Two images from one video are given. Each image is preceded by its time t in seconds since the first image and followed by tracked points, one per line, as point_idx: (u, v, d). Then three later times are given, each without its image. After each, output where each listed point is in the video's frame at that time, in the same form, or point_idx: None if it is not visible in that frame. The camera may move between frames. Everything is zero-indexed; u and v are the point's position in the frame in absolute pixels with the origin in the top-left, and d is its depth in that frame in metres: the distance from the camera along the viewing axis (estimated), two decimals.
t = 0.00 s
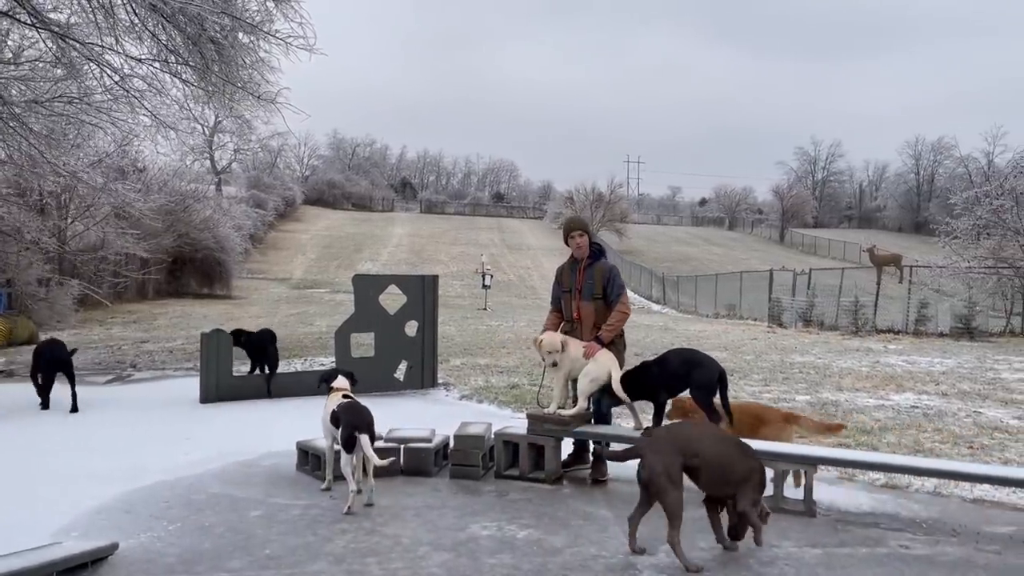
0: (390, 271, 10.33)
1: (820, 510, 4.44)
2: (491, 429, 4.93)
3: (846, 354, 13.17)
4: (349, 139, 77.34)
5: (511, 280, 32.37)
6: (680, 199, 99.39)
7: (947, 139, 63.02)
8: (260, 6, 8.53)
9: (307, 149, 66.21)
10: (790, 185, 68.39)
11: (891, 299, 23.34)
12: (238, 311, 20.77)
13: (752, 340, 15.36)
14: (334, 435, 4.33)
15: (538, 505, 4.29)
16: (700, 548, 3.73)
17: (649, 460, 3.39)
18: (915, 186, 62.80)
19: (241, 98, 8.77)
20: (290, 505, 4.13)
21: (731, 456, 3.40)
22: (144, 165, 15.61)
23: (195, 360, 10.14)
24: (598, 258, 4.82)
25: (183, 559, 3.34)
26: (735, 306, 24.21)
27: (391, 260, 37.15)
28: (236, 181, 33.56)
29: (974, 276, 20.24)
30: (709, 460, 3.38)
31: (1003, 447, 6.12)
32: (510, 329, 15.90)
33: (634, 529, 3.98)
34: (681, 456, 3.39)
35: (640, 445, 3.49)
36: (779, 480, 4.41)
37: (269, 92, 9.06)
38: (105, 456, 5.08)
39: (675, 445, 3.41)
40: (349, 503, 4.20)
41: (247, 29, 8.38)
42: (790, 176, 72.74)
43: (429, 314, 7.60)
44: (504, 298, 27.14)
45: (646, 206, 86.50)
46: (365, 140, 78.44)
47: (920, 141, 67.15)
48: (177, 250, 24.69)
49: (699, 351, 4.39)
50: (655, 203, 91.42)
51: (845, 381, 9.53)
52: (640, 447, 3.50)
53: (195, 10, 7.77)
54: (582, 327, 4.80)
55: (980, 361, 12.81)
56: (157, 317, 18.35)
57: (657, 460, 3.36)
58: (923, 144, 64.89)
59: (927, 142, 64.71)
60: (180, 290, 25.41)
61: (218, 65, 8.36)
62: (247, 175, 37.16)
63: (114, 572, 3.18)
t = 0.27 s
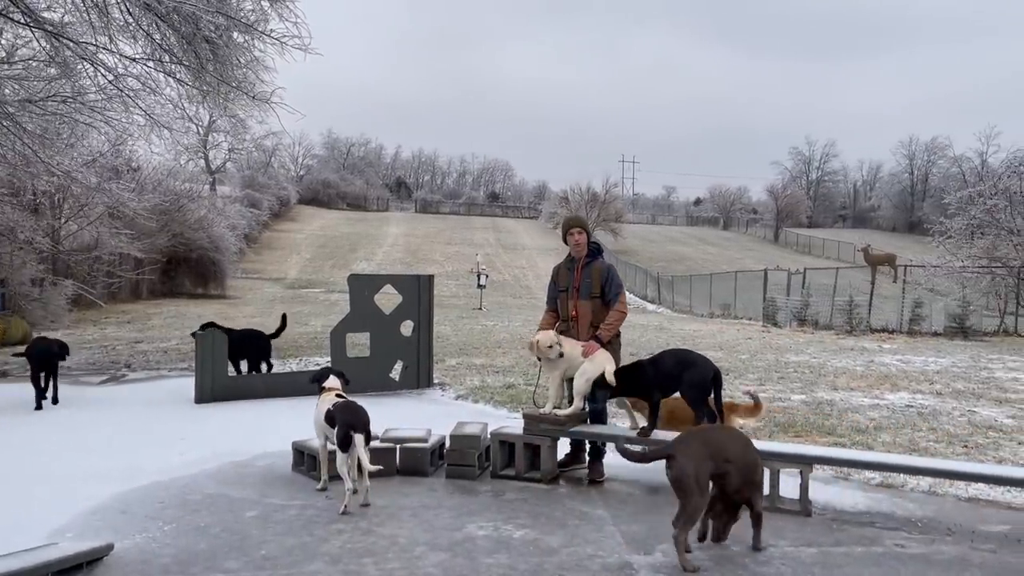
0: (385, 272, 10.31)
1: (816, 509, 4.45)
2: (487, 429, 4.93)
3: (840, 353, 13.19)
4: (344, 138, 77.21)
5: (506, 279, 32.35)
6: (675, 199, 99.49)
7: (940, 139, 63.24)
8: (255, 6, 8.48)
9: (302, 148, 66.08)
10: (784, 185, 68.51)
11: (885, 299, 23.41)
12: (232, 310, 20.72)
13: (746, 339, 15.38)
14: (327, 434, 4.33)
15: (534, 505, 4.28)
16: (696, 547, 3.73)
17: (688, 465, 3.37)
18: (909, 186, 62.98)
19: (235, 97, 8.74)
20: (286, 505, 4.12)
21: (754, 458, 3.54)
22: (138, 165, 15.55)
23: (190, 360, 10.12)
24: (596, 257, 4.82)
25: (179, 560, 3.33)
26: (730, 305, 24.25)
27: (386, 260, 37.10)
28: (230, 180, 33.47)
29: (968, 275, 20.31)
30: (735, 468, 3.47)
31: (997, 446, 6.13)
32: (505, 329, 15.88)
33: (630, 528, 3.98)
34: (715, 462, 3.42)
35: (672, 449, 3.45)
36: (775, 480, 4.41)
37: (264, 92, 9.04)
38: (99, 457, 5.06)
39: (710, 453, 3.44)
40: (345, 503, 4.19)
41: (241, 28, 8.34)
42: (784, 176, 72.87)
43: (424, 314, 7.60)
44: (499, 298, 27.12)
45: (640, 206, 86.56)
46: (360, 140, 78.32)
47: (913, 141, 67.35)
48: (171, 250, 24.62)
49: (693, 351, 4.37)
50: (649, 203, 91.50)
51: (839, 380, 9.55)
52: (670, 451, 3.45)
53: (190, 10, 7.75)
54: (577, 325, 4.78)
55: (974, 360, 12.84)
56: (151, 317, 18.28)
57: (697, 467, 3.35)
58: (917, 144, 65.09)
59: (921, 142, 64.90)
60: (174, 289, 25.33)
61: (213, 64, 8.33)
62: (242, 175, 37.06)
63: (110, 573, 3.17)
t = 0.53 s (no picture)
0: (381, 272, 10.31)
1: (812, 509, 4.46)
2: (483, 429, 4.93)
3: (836, 353, 13.22)
4: (340, 139, 77.17)
5: (502, 280, 32.35)
6: (671, 199, 99.61)
7: (935, 139, 63.40)
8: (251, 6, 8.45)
9: (297, 148, 66.01)
10: (780, 185, 68.61)
11: (880, 298, 23.47)
12: (228, 311, 20.69)
13: (742, 339, 15.41)
14: (322, 434, 4.32)
15: (530, 505, 4.29)
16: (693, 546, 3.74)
17: (729, 468, 3.38)
18: (904, 186, 63.13)
19: (231, 97, 8.71)
20: (282, 505, 4.12)
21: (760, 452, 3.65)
22: (134, 165, 15.53)
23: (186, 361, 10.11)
24: (591, 256, 4.81)
25: (175, 560, 3.33)
26: (726, 305, 24.29)
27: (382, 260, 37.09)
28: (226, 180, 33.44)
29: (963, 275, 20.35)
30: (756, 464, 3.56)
31: (992, 445, 6.15)
32: (502, 329, 15.90)
33: (626, 528, 3.98)
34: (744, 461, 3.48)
35: (708, 456, 3.42)
36: (771, 479, 4.42)
37: (260, 91, 9.00)
38: (95, 457, 5.05)
39: (740, 450, 3.47)
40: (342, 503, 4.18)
41: (237, 28, 8.30)
42: (779, 177, 73.01)
43: (420, 313, 7.59)
44: (495, 298, 27.12)
45: (637, 206, 86.62)
46: (355, 140, 78.26)
47: (908, 141, 67.49)
48: (167, 251, 24.58)
49: (688, 352, 4.36)
50: (645, 203, 91.59)
51: (835, 379, 9.57)
52: (705, 458, 3.43)
53: (185, 9, 7.70)
54: (572, 327, 4.80)
55: (969, 359, 12.89)
56: (147, 317, 18.25)
57: (736, 468, 3.38)
58: (912, 144, 65.25)
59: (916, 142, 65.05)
60: (171, 290, 25.32)
61: (208, 65, 8.29)
62: (237, 175, 37.02)
63: (105, 573, 3.16)
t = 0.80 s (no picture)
0: (378, 271, 10.31)
1: (808, 508, 4.46)
2: (479, 429, 4.94)
3: (832, 352, 13.24)
4: (337, 138, 77.13)
5: (499, 279, 32.35)
6: (668, 199, 99.68)
7: (932, 139, 63.52)
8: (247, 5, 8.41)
9: (294, 148, 65.96)
10: (777, 185, 68.70)
11: (876, 298, 23.51)
12: (224, 310, 20.67)
13: (738, 339, 15.43)
14: (320, 433, 4.31)
15: (527, 505, 4.29)
16: (688, 545, 3.74)
17: (753, 475, 3.30)
18: (900, 186, 63.25)
19: (228, 97, 8.70)
20: (279, 505, 4.12)
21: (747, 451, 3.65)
22: (130, 165, 15.51)
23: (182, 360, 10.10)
24: (588, 256, 4.81)
25: (171, 560, 3.33)
26: (723, 304, 24.32)
27: (379, 259, 37.08)
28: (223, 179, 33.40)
29: (959, 274, 20.38)
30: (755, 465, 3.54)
31: (988, 444, 6.17)
32: (498, 329, 15.91)
33: (622, 527, 3.99)
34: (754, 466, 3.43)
35: (738, 465, 3.29)
36: (767, 479, 4.42)
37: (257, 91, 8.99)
38: (91, 457, 5.03)
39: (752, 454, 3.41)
40: (338, 504, 4.18)
41: (233, 28, 8.27)
42: (776, 177, 73.10)
43: (417, 313, 7.59)
44: (492, 298, 27.12)
45: (634, 206, 86.68)
46: (352, 140, 78.21)
47: (904, 142, 67.62)
48: (163, 250, 24.55)
49: (683, 351, 4.37)
50: (642, 203, 91.65)
51: (831, 379, 9.59)
52: (734, 466, 3.29)
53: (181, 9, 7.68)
54: (569, 327, 4.80)
55: (964, 359, 12.92)
56: (143, 317, 18.22)
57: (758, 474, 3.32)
58: (908, 144, 65.37)
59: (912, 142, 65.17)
60: (167, 290, 25.29)
61: (205, 64, 8.27)
62: (234, 175, 36.99)
63: (102, 574, 3.16)
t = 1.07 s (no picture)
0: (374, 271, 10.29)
1: (803, 507, 4.46)
2: (475, 429, 4.93)
3: (828, 352, 13.24)
4: (334, 138, 77.10)
5: (496, 279, 32.34)
6: (665, 198, 99.74)
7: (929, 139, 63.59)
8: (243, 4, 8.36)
9: (291, 148, 65.92)
10: (774, 185, 68.76)
11: (872, 297, 23.53)
12: (221, 310, 20.65)
13: (735, 338, 15.44)
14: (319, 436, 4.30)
15: (523, 504, 4.29)
16: (684, 545, 3.73)
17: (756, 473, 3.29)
18: (897, 186, 63.31)
19: (224, 96, 8.68)
20: (274, 505, 4.11)
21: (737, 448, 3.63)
22: (126, 164, 15.49)
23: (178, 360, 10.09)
24: (583, 256, 4.80)
25: (165, 560, 3.32)
26: (720, 304, 24.34)
27: (376, 259, 37.07)
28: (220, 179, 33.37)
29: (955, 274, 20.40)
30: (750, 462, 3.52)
31: (983, 443, 6.17)
32: (495, 329, 15.90)
33: (617, 527, 3.98)
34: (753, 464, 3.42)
35: (746, 463, 3.27)
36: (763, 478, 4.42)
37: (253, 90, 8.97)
38: (86, 457, 5.02)
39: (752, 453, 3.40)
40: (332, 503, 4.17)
41: (230, 27, 8.24)
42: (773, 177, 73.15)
43: (414, 312, 7.58)
44: (489, 298, 27.11)
45: (631, 206, 86.71)
46: (350, 139, 78.16)
47: (902, 141, 67.68)
48: (160, 250, 24.52)
49: (679, 351, 4.35)
50: (640, 202, 91.67)
51: (827, 379, 9.59)
52: (743, 463, 3.26)
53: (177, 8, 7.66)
54: (564, 326, 4.79)
55: (960, 359, 12.93)
56: (139, 317, 18.19)
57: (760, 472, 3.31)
58: (905, 144, 65.44)
59: (909, 141, 65.23)
60: (164, 289, 25.26)
61: (201, 64, 8.24)
62: (231, 174, 36.94)
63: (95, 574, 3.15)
